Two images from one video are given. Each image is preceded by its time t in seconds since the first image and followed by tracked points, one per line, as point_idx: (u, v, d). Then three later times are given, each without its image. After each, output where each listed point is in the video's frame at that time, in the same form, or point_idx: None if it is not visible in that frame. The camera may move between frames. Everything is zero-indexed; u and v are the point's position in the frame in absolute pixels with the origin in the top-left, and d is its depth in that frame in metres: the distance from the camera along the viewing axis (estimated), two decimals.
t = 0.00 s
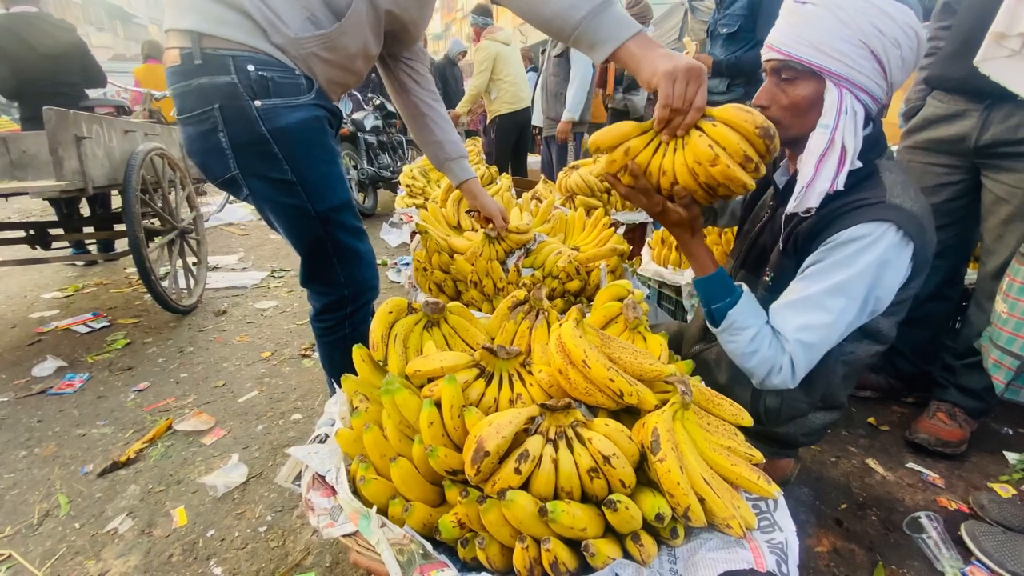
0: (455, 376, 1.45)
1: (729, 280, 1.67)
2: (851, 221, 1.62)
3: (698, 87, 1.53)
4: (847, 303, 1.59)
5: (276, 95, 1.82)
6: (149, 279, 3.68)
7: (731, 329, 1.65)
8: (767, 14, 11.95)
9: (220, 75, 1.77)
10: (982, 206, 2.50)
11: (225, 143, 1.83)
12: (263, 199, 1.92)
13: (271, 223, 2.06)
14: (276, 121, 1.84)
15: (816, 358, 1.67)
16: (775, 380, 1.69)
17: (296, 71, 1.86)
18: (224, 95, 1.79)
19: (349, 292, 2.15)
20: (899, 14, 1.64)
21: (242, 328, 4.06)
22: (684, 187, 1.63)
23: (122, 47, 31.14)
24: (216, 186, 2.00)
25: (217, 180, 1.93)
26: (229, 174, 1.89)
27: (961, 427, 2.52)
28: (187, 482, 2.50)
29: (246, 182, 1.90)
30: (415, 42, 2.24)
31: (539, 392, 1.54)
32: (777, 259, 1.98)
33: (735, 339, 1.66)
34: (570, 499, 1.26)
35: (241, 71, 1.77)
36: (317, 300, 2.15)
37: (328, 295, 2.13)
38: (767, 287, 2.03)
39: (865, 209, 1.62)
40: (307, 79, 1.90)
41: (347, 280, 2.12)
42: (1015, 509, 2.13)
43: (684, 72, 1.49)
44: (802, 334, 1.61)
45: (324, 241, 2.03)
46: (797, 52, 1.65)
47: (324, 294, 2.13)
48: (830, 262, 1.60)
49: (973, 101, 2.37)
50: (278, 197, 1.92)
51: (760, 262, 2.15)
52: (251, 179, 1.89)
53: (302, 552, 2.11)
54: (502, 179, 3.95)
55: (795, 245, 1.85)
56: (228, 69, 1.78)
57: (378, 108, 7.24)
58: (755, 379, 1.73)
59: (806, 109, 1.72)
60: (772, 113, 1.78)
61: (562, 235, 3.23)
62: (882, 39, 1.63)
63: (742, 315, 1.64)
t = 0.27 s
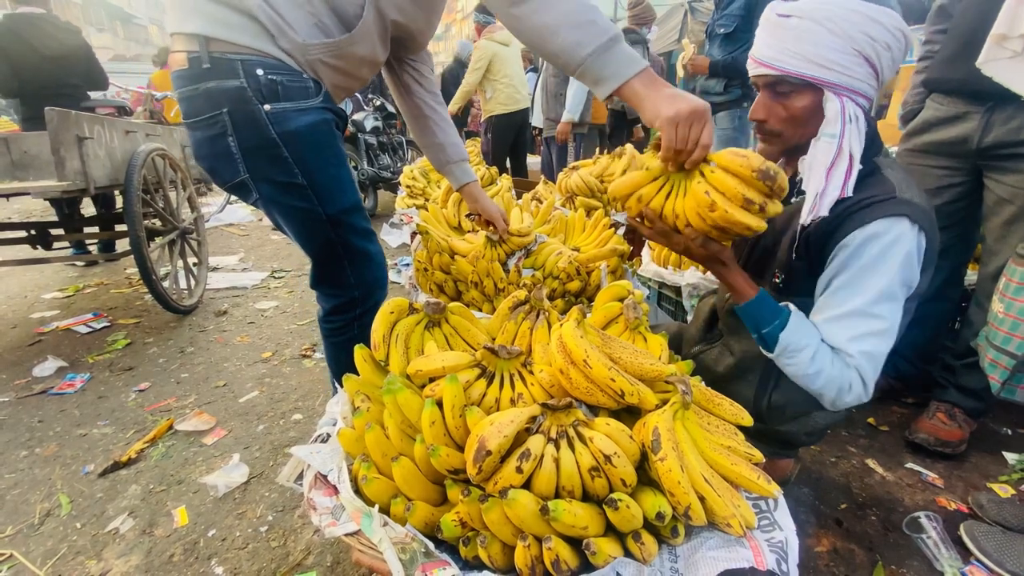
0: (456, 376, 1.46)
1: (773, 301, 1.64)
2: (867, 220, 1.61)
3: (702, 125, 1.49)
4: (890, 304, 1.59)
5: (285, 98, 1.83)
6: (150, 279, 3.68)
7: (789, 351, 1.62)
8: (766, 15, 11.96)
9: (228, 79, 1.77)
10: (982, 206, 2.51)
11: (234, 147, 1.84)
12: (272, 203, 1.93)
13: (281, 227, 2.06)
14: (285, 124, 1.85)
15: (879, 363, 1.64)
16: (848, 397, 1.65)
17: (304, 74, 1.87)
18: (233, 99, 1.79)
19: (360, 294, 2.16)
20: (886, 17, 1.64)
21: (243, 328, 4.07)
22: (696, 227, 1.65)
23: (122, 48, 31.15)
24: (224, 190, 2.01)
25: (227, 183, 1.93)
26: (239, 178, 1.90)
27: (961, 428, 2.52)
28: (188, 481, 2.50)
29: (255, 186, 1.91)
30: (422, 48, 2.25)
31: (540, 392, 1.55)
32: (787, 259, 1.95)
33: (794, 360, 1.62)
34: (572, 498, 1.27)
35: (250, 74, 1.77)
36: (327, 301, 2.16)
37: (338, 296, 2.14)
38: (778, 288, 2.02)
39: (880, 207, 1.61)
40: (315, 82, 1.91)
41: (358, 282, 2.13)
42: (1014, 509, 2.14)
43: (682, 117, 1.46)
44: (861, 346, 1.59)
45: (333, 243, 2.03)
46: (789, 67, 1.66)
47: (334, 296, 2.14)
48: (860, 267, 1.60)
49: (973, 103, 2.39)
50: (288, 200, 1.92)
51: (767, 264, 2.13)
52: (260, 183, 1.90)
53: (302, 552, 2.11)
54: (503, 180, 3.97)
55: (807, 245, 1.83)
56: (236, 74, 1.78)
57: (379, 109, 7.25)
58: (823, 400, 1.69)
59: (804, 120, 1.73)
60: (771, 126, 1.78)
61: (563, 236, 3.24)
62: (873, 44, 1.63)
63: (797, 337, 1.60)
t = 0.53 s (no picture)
0: (456, 376, 1.47)
1: (796, 325, 1.69)
2: (874, 225, 1.58)
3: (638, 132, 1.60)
4: (920, 302, 1.54)
5: (298, 101, 1.83)
6: (151, 280, 3.68)
7: (825, 369, 1.62)
8: (765, 17, 11.99)
9: (240, 83, 1.77)
10: (980, 207, 2.52)
11: (246, 151, 1.84)
12: (285, 206, 1.94)
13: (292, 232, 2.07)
14: (298, 128, 1.86)
15: (929, 362, 1.57)
16: (907, 404, 1.57)
17: (315, 76, 1.87)
18: (245, 103, 1.79)
19: (367, 297, 2.17)
20: (856, 22, 1.64)
21: (243, 329, 4.07)
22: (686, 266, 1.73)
23: (122, 49, 31.18)
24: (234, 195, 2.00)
25: (237, 189, 1.93)
26: (250, 183, 1.90)
27: (960, 428, 2.53)
28: (188, 481, 2.51)
29: (267, 190, 1.91)
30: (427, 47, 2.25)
31: (540, 392, 1.55)
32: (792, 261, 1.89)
33: (835, 378, 1.61)
34: (572, 497, 1.27)
35: (262, 78, 1.77)
36: (334, 303, 2.18)
37: (346, 299, 2.16)
38: (786, 291, 2.00)
39: (889, 208, 1.58)
40: (325, 84, 1.92)
41: (367, 284, 2.15)
42: (1013, 509, 2.14)
43: (619, 130, 1.56)
44: (901, 349, 1.53)
45: (346, 245, 2.05)
46: (768, 86, 1.67)
47: (341, 299, 2.15)
48: (877, 273, 1.57)
49: (971, 104, 2.40)
50: (303, 202, 1.94)
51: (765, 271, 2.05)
52: (273, 187, 1.90)
53: (302, 552, 2.12)
54: (504, 180, 3.98)
55: (814, 251, 1.78)
56: (248, 77, 1.78)
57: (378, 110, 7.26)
58: (886, 412, 1.61)
59: (795, 130, 1.72)
60: (762, 141, 1.77)
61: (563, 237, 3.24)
62: (847, 51, 1.63)
63: (828, 355, 1.61)
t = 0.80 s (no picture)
0: (456, 377, 1.47)
1: (768, 324, 1.77)
2: (850, 220, 1.61)
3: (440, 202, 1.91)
4: (895, 294, 1.52)
5: (295, 103, 1.84)
6: (151, 281, 3.68)
7: (796, 364, 1.68)
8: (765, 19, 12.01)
9: (238, 85, 1.77)
10: (976, 208, 2.53)
11: (242, 152, 1.84)
12: (280, 208, 1.94)
13: (289, 234, 2.08)
14: (295, 130, 1.86)
15: (912, 358, 1.51)
16: (884, 400, 1.53)
17: (314, 78, 1.90)
18: (243, 104, 1.79)
19: (360, 300, 2.17)
20: (852, 29, 1.61)
21: (243, 330, 4.07)
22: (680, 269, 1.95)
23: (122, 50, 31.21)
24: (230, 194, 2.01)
25: (234, 189, 1.94)
26: (246, 183, 1.91)
27: (959, 429, 2.53)
28: (188, 482, 2.51)
29: (263, 192, 1.92)
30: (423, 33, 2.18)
31: (540, 393, 1.55)
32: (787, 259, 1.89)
33: (806, 372, 1.66)
34: (571, 497, 1.27)
35: (260, 79, 1.78)
36: (327, 307, 2.17)
37: (338, 301, 2.15)
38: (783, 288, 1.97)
39: (868, 199, 1.60)
40: (324, 86, 1.94)
41: (359, 287, 2.15)
42: (1012, 509, 2.15)
43: (426, 193, 1.83)
44: (873, 343, 1.52)
45: (341, 247, 2.06)
46: (763, 95, 1.68)
47: (335, 302, 2.15)
48: (849, 266, 1.59)
49: (966, 105, 2.41)
50: (297, 205, 1.94)
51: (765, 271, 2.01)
52: (268, 189, 1.91)
53: (302, 553, 2.12)
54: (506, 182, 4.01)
55: (805, 251, 1.80)
56: (245, 79, 1.77)
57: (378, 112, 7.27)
58: (866, 409, 1.57)
59: (793, 135, 1.73)
60: (760, 145, 1.79)
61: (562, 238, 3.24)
62: (844, 58, 1.60)
63: (797, 349, 1.68)
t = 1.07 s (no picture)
0: (455, 378, 1.47)
1: (737, 307, 1.74)
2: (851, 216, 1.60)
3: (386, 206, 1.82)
4: (882, 291, 1.53)
5: (291, 101, 1.87)
6: (150, 282, 3.68)
7: (766, 348, 1.64)
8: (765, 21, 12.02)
9: (237, 81, 1.78)
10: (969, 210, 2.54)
11: (239, 147, 1.84)
12: (273, 204, 1.95)
13: (281, 230, 2.09)
14: (291, 128, 1.88)
15: (883, 357, 1.53)
16: (847, 393, 1.55)
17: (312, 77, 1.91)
18: (241, 101, 1.80)
19: (349, 298, 2.17)
20: (854, 34, 1.61)
21: (243, 331, 4.07)
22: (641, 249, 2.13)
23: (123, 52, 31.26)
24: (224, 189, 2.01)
25: (228, 184, 1.93)
26: (241, 179, 1.91)
27: (958, 431, 2.53)
28: (187, 484, 2.50)
29: (258, 187, 1.92)
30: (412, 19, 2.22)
31: (540, 394, 1.56)
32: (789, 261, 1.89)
33: (774, 357, 1.63)
34: (570, 498, 1.27)
35: (259, 77, 1.80)
36: (317, 304, 2.16)
37: (327, 299, 2.14)
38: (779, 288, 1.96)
39: (871, 197, 1.60)
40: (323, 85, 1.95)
41: (349, 286, 2.15)
42: (1012, 511, 2.15)
43: (358, 194, 1.72)
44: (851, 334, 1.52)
45: (332, 246, 2.07)
46: (763, 96, 1.69)
47: (324, 299, 2.14)
48: (841, 258, 1.59)
49: (959, 107, 2.42)
50: (291, 202, 1.95)
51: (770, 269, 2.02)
52: (263, 185, 1.91)
53: (301, 554, 2.11)
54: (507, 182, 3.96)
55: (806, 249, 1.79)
56: (244, 75, 1.79)
57: (378, 113, 7.28)
58: (828, 401, 1.58)
59: (793, 137, 1.73)
60: (761, 146, 1.80)
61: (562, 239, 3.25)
62: (845, 63, 1.60)
63: (771, 333, 1.64)
